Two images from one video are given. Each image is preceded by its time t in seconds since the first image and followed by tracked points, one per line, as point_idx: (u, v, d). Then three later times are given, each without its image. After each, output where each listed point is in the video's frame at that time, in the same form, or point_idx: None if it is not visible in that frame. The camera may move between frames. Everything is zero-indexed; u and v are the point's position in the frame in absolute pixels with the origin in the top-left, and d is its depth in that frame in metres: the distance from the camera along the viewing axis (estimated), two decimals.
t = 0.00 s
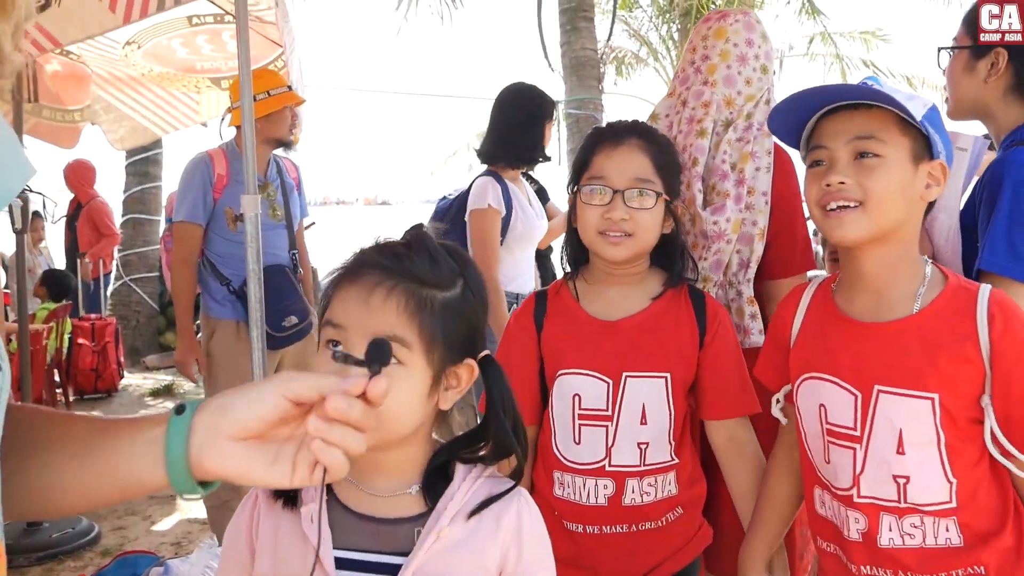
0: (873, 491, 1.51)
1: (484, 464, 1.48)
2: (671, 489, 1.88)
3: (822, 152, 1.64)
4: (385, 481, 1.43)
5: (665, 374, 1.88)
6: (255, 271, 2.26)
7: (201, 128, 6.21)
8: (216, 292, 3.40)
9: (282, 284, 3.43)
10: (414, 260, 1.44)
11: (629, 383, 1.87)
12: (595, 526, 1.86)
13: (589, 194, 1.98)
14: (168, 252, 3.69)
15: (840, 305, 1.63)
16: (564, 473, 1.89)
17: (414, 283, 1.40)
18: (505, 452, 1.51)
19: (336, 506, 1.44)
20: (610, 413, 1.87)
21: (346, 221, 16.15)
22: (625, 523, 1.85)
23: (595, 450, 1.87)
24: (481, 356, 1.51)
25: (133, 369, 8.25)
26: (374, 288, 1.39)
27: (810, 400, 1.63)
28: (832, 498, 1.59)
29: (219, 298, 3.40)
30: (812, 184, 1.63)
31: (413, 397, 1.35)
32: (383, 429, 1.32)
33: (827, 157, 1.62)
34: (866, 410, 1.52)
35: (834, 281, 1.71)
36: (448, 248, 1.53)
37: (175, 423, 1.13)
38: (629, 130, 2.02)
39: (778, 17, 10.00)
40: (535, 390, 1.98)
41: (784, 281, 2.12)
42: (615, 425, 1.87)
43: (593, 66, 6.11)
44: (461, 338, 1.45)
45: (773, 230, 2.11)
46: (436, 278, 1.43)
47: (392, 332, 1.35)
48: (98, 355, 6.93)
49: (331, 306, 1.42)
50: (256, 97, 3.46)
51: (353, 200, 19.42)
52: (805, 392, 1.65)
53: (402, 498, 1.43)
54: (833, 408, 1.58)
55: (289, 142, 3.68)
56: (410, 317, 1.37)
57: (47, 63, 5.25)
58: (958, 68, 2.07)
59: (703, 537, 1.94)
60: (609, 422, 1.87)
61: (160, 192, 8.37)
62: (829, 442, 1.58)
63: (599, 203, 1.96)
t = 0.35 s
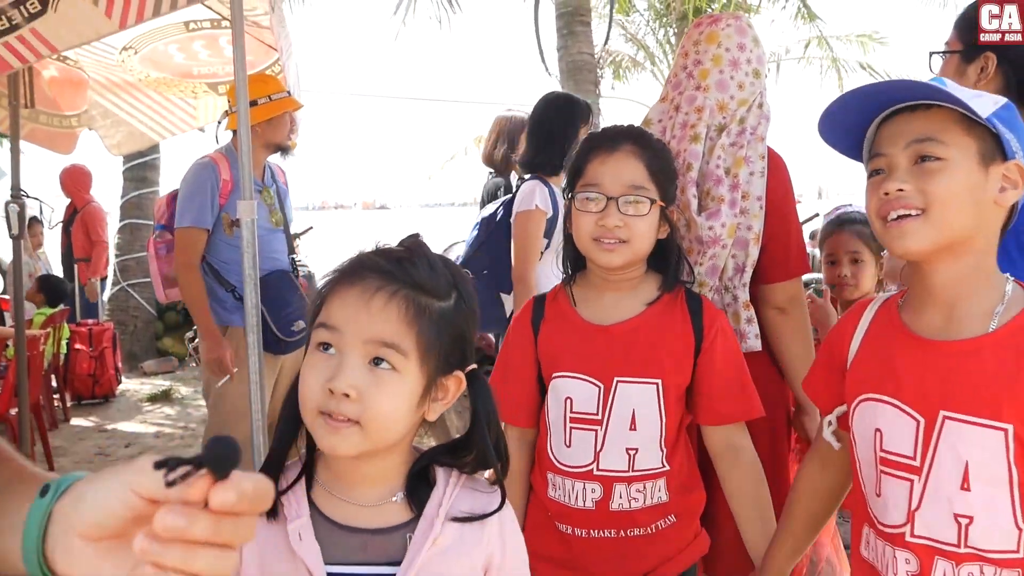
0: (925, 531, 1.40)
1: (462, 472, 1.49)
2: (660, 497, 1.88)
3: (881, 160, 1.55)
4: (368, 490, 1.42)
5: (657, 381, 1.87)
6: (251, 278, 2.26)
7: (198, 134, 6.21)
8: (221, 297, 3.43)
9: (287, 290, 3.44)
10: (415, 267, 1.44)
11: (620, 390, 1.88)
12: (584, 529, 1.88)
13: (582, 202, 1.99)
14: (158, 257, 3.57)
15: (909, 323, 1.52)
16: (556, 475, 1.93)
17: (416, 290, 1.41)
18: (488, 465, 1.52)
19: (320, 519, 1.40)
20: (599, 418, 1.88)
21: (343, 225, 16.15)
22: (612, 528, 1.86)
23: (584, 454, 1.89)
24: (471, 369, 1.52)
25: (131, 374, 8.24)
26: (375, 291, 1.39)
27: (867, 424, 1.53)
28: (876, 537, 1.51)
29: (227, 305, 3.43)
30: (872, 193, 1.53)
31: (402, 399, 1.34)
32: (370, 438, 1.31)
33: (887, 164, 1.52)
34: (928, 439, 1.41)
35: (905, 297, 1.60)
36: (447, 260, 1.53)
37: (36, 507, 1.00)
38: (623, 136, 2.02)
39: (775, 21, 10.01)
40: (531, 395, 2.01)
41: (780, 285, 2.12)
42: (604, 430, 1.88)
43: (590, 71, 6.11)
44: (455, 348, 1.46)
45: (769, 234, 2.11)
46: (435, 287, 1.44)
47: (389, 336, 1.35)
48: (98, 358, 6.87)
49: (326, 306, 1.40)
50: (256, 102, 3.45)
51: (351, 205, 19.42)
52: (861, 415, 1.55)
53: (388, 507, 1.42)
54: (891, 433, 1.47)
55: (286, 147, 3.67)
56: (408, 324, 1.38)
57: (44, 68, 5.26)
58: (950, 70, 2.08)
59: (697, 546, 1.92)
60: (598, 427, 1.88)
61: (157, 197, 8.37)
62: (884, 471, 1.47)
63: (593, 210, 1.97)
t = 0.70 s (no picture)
0: (1019, 562, 1.26)
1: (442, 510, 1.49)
2: (661, 506, 1.89)
3: (1001, 143, 1.37)
4: (337, 529, 1.42)
5: (655, 390, 1.89)
6: (258, 286, 2.28)
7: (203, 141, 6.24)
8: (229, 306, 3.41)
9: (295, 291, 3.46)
10: (395, 291, 1.45)
11: (621, 399, 1.89)
12: (585, 537, 1.90)
13: (585, 211, 2.01)
14: (161, 268, 3.57)
15: (1005, 323, 1.34)
16: (557, 483, 1.95)
17: (397, 315, 1.42)
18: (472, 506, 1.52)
19: (287, 552, 1.42)
20: (599, 427, 1.90)
21: (346, 232, 16.20)
22: (612, 537, 1.88)
23: (583, 462, 1.91)
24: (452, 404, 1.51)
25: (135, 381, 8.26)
26: (353, 315, 1.39)
27: (948, 441, 1.37)
28: (953, 557, 1.38)
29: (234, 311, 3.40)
30: (990, 180, 1.36)
31: (380, 433, 1.33)
32: (346, 473, 1.30)
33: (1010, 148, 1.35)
34: None
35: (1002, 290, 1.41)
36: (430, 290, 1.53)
37: None
38: (624, 145, 2.03)
39: (778, 26, 10.04)
40: (533, 399, 2.04)
41: (787, 293, 2.14)
42: (604, 439, 1.90)
43: (594, 77, 6.14)
44: (437, 379, 1.46)
45: (776, 243, 2.13)
46: (418, 314, 1.45)
47: (369, 363, 1.35)
48: (101, 364, 6.91)
49: (303, 332, 1.40)
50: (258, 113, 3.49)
51: (353, 211, 19.47)
52: (943, 428, 1.38)
53: (358, 546, 1.42)
54: (978, 451, 1.32)
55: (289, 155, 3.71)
56: (388, 350, 1.38)
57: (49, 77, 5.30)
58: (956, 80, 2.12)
59: (698, 558, 1.93)
60: (598, 436, 1.90)
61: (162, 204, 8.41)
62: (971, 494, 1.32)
63: (596, 220, 1.99)
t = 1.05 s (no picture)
0: None
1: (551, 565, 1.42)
2: (690, 511, 1.91)
3: None
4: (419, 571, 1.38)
5: (680, 397, 1.91)
6: (280, 296, 2.30)
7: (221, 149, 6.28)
8: (258, 314, 3.47)
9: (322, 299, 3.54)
10: (479, 303, 1.42)
11: (647, 409, 1.89)
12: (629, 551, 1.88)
13: (592, 224, 2.01)
14: (181, 279, 3.58)
15: None
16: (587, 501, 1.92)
17: (481, 329, 1.38)
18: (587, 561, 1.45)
19: None
20: (629, 439, 1.89)
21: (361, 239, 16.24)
22: (646, 548, 1.87)
23: (615, 477, 1.89)
24: (554, 438, 1.45)
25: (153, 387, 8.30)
26: (422, 327, 1.37)
27: (987, 458, 1.36)
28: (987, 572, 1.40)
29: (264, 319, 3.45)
30: None
31: (451, 456, 1.27)
32: (416, 499, 1.24)
33: None
34: None
35: None
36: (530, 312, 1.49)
37: None
38: (627, 157, 2.04)
39: (794, 34, 10.01)
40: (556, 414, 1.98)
41: (810, 304, 2.15)
42: (635, 451, 1.89)
43: (609, 85, 6.14)
44: (528, 401, 1.39)
45: (797, 254, 2.15)
46: (502, 328, 1.40)
47: (437, 376, 1.31)
48: (119, 370, 6.95)
49: (376, 350, 1.38)
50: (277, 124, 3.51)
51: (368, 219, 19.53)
52: (982, 446, 1.37)
53: None
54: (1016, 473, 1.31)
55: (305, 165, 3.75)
56: (462, 361, 1.33)
57: (70, 86, 5.36)
58: (978, 92, 2.12)
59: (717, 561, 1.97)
60: (629, 448, 1.89)
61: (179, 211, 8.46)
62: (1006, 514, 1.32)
63: (603, 232, 2.00)
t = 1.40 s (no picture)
0: None
1: None
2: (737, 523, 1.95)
3: None
4: None
5: (730, 411, 1.91)
6: (319, 310, 2.32)
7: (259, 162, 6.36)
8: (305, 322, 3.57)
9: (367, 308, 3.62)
10: (527, 325, 1.38)
11: (700, 425, 1.89)
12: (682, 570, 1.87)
13: (631, 242, 2.01)
14: (230, 290, 3.53)
15: None
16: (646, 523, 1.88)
17: (524, 351, 1.34)
18: None
19: None
20: (687, 455, 1.89)
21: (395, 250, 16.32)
22: (707, 564, 1.88)
23: (676, 495, 1.88)
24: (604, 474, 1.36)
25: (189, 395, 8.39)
26: (457, 348, 1.36)
27: None
28: None
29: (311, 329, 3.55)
30: None
31: (478, 482, 1.25)
32: (443, 526, 1.24)
33: None
34: None
35: None
36: (589, 335, 1.42)
37: None
38: (661, 175, 2.05)
39: (831, 47, 9.93)
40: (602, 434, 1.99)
41: (850, 322, 2.13)
42: (693, 467, 1.89)
43: (644, 98, 6.13)
44: (574, 431, 1.33)
45: (837, 272, 2.13)
46: (545, 350, 1.35)
47: (469, 400, 1.29)
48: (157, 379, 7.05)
49: (422, 369, 1.39)
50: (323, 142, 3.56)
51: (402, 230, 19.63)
52: None
53: None
54: None
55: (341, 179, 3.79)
56: (494, 387, 1.30)
57: (113, 100, 5.46)
58: None
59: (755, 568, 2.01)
60: (687, 464, 1.89)
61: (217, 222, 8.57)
62: None
63: (642, 250, 1.99)
